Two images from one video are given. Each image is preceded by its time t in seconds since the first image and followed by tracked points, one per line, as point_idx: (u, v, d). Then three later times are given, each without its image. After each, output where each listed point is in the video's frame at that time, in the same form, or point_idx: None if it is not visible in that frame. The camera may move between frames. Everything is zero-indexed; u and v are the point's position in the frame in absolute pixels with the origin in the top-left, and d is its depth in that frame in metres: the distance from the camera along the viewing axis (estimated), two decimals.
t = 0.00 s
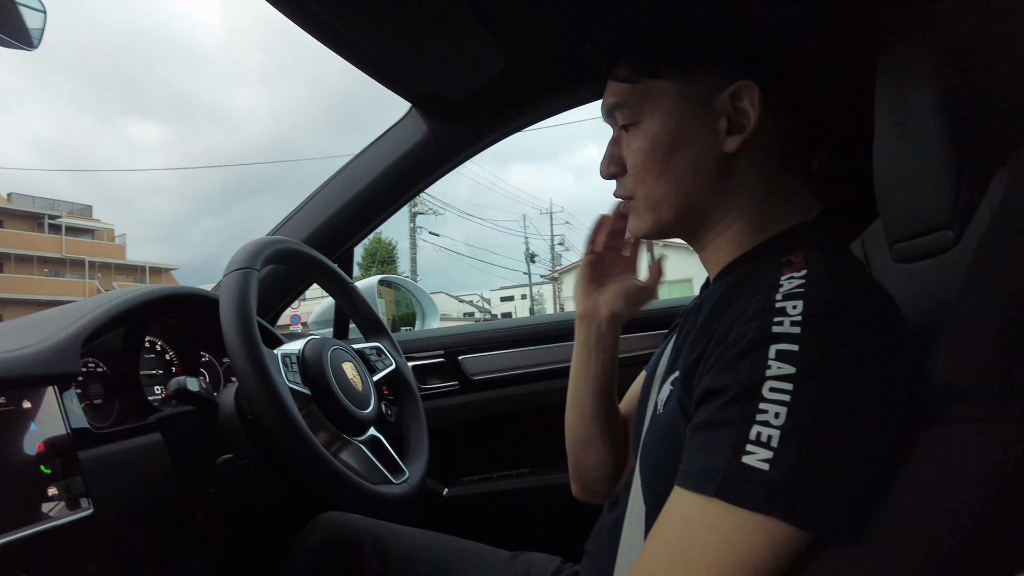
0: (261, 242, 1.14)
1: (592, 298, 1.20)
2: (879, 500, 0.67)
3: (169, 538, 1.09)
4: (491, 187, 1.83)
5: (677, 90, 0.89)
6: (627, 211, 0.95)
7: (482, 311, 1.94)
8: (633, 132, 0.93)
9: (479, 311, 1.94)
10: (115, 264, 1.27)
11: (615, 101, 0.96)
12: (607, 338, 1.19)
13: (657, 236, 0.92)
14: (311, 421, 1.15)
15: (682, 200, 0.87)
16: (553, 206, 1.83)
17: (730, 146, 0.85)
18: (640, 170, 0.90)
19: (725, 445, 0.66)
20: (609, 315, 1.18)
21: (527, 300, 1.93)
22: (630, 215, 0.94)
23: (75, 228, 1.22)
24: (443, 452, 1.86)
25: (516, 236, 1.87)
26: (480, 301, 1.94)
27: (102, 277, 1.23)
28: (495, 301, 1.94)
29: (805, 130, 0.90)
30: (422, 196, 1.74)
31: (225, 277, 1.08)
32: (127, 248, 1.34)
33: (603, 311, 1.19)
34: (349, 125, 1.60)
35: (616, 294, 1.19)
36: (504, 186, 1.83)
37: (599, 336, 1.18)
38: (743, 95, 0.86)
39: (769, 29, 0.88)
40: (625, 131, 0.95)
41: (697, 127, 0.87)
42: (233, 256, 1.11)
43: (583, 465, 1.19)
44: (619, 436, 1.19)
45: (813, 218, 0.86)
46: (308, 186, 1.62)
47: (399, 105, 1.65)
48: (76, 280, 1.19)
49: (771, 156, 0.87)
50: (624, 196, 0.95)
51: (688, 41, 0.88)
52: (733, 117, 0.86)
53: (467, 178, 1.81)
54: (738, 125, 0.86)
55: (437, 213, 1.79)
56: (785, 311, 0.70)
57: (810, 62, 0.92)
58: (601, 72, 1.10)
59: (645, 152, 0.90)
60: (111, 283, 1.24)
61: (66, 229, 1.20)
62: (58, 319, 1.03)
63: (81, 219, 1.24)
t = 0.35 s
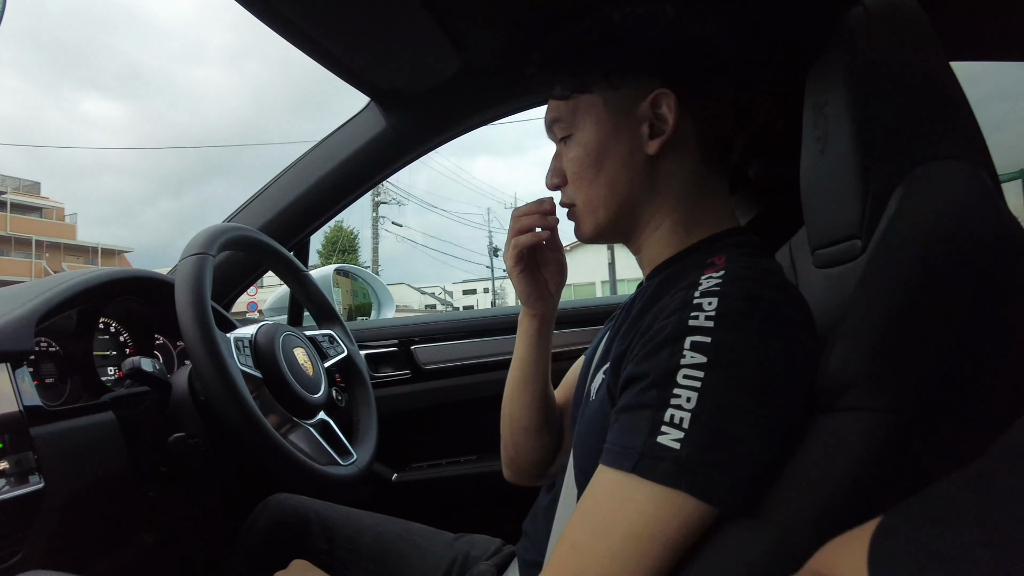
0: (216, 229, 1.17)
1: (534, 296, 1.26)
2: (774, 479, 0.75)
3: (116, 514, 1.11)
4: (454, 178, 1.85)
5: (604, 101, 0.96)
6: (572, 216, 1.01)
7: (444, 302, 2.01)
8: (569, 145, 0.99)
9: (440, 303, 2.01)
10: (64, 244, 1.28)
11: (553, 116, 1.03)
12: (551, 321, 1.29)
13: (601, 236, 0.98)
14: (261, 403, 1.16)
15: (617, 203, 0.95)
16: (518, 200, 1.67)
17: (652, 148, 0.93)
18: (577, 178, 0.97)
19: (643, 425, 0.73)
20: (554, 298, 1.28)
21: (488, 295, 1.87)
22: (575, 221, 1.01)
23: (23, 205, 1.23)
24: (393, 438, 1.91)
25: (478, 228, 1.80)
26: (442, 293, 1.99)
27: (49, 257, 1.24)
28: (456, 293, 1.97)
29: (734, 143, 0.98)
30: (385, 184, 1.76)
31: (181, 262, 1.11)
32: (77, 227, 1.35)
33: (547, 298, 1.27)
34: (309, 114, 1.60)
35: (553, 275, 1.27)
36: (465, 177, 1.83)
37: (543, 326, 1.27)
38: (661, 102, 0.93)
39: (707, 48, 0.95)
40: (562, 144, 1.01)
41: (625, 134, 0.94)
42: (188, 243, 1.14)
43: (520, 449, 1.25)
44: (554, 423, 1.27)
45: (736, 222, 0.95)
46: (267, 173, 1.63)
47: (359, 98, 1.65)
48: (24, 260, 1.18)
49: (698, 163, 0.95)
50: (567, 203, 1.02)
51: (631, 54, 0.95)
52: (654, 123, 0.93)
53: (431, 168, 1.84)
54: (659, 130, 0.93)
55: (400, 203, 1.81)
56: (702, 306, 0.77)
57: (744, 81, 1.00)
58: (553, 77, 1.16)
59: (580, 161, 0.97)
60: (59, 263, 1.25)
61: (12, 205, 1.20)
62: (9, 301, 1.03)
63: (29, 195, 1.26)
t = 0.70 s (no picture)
0: (192, 227, 1.14)
1: (511, 294, 1.24)
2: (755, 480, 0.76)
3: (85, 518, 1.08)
4: (433, 181, 1.86)
5: (571, 112, 0.97)
6: (553, 229, 1.01)
7: (421, 306, 2.01)
8: (542, 158, 1.00)
9: (418, 306, 2.00)
10: (32, 244, 1.24)
11: (525, 132, 1.03)
12: (531, 322, 1.27)
13: (583, 246, 0.98)
14: (239, 404, 1.14)
15: (596, 209, 0.94)
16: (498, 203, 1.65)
17: (621, 155, 0.93)
18: (553, 189, 0.97)
19: (627, 425, 0.73)
20: (533, 300, 1.26)
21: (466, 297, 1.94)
22: (556, 233, 1.01)
23: None
24: (371, 440, 1.89)
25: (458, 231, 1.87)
26: (419, 295, 1.99)
27: (16, 256, 1.19)
28: (434, 296, 2.00)
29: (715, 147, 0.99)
30: (364, 185, 1.74)
31: (157, 259, 1.09)
32: (45, 225, 1.33)
33: (525, 298, 1.26)
34: (289, 112, 1.58)
35: (533, 278, 1.26)
36: (446, 180, 1.87)
37: (518, 330, 1.26)
38: (627, 107, 0.93)
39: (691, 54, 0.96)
40: (536, 157, 1.02)
41: (595, 143, 0.94)
42: (166, 239, 1.12)
43: (500, 451, 1.25)
44: (534, 424, 1.27)
45: (715, 224, 0.95)
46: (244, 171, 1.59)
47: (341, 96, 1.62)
48: None
49: (677, 167, 0.96)
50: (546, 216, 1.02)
51: (613, 57, 0.95)
52: (622, 131, 0.94)
53: (410, 170, 1.82)
54: (626, 137, 0.94)
55: (378, 205, 1.80)
56: (683, 307, 0.77)
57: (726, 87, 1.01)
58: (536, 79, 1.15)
59: (554, 173, 0.97)
60: (26, 262, 1.20)
61: None
62: None
63: None
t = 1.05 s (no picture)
0: (176, 224, 1.14)
1: (490, 294, 1.25)
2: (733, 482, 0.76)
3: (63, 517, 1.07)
4: (421, 182, 1.87)
5: (553, 118, 0.97)
6: (537, 232, 1.02)
7: (409, 305, 2.01)
8: (525, 164, 1.01)
9: (405, 306, 2.01)
10: (14, 240, 1.22)
11: (508, 137, 1.04)
12: (512, 323, 1.28)
13: (566, 251, 0.99)
14: (221, 403, 1.13)
15: (580, 212, 0.95)
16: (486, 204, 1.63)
17: (602, 160, 0.93)
18: (537, 194, 0.98)
19: (607, 427, 0.73)
20: (514, 301, 1.26)
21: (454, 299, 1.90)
22: (539, 238, 1.01)
23: None
24: (355, 440, 1.88)
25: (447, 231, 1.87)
26: (407, 295, 2.00)
27: None
28: (422, 296, 1.99)
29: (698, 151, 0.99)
30: (351, 184, 1.73)
31: (140, 256, 1.08)
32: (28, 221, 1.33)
33: (505, 300, 1.26)
34: (276, 110, 1.57)
35: (513, 279, 1.26)
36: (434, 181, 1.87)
37: (500, 332, 1.26)
38: (608, 113, 0.94)
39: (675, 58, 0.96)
40: (519, 163, 1.02)
41: (578, 147, 0.95)
42: (149, 236, 1.11)
43: (483, 453, 1.25)
44: (517, 425, 1.27)
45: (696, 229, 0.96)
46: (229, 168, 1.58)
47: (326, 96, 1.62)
48: None
49: (660, 171, 0.97)
50: (529, 221, 1.02)
51: (600, 61, 0.96)
52: (603, 135, 0.94)
53: (399, 169, 1.82)
54: (607, 141, 0.94)
55: (366, 204, 1.80)
56: (663, 310, 0.78)
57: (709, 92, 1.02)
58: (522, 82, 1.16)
59: (536, 178, 0.97)
60: (7, 257, 1.18)
61: None
62: None
63: None
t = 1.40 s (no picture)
0: (160, 224, 1.13)
1: (478, 295, 1.25)
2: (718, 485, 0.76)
3: (42, 521, 1.04)
4: (411, 182, 1.84)
5: (542, 120, 0.97)
6: (525, 235, 1.02)
7: (396, 306, 1.99)
8: (515, 166, 1.00)
9: (393, 307, 1.99)
10: None
11: (497, 139, 1.04)
12: (500, 324, 1.27)
13: (555, 253, 0.99)
14: (206, 405, 1.12)
15: (567, 215, 0.95)
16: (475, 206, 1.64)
17: (591, 163, 0.93)
18: (526, 197, 0.98)
19: (593, 429, 0.73)
20: (502, 302, 1.26)
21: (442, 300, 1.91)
22: (529, 240, 1.02)
23: None
24: (341, 443, 1.87)
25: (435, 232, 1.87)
26: (395, 297, 1.98)
27: None
28: (410, 297, 1.98)
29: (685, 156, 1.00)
30: (339, 184, 1.72)
31: (123, 257, 1.07)
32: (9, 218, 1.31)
33: (493, 301, 1.26)
34: (264, 111, 1.55)
35: (501, 280, 1.26)
36: (423, 182, 1.85)
37: (487, 333, 1.26)
38: (596, 116, 0.94)
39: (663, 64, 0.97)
40: (509, 166, 1.02)
41: (566, 149, 0.95)
42: (132, 237, 1.10)
43: (469, 454, 1.25)
44: (503, 428, 1.27)
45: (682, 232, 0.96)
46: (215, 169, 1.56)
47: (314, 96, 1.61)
48: None
49: (646, 174, 0.97)
50: (519, 223, 1.02)
51: (588, 63, 0.96)
52: (591, 138, 0.94)
53: (387, 170, 1.82)
54: (595, 144, 0.94)
55: (353, 204, 1.78)
56: (649, 313, 0.78)
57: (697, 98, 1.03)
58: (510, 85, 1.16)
59: (526, 181, 0.97)
60: None
61: None
62: None
63: None
